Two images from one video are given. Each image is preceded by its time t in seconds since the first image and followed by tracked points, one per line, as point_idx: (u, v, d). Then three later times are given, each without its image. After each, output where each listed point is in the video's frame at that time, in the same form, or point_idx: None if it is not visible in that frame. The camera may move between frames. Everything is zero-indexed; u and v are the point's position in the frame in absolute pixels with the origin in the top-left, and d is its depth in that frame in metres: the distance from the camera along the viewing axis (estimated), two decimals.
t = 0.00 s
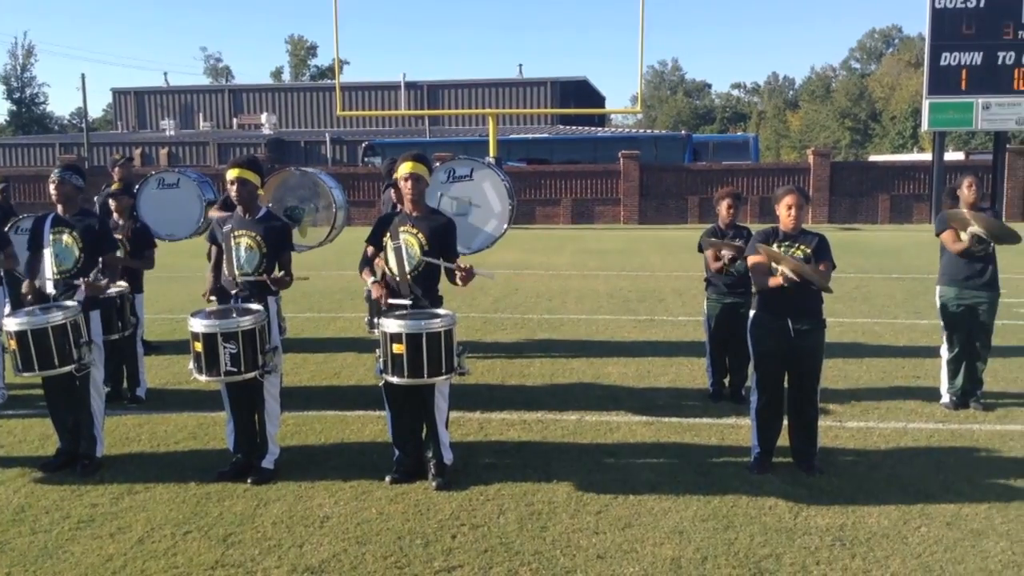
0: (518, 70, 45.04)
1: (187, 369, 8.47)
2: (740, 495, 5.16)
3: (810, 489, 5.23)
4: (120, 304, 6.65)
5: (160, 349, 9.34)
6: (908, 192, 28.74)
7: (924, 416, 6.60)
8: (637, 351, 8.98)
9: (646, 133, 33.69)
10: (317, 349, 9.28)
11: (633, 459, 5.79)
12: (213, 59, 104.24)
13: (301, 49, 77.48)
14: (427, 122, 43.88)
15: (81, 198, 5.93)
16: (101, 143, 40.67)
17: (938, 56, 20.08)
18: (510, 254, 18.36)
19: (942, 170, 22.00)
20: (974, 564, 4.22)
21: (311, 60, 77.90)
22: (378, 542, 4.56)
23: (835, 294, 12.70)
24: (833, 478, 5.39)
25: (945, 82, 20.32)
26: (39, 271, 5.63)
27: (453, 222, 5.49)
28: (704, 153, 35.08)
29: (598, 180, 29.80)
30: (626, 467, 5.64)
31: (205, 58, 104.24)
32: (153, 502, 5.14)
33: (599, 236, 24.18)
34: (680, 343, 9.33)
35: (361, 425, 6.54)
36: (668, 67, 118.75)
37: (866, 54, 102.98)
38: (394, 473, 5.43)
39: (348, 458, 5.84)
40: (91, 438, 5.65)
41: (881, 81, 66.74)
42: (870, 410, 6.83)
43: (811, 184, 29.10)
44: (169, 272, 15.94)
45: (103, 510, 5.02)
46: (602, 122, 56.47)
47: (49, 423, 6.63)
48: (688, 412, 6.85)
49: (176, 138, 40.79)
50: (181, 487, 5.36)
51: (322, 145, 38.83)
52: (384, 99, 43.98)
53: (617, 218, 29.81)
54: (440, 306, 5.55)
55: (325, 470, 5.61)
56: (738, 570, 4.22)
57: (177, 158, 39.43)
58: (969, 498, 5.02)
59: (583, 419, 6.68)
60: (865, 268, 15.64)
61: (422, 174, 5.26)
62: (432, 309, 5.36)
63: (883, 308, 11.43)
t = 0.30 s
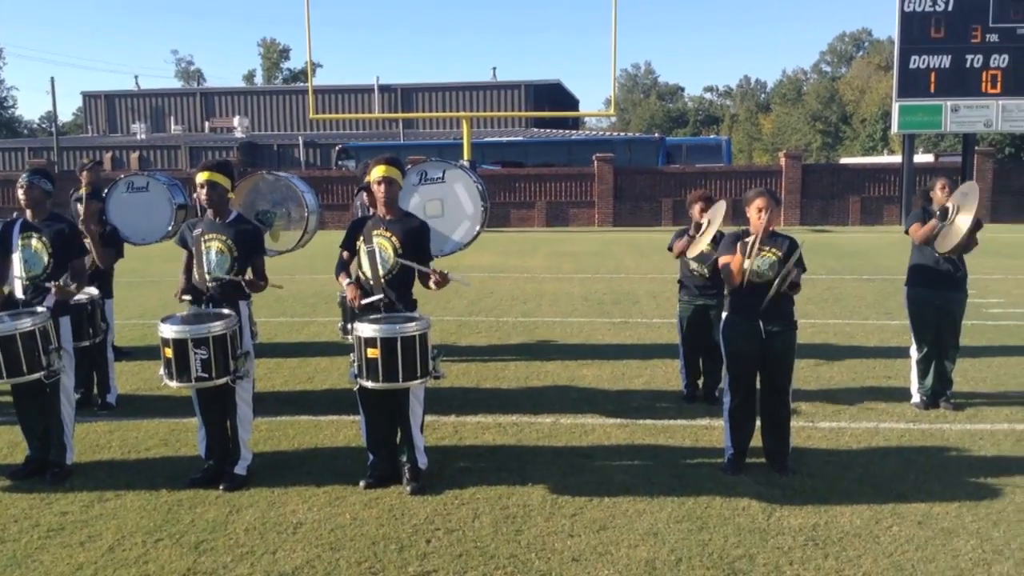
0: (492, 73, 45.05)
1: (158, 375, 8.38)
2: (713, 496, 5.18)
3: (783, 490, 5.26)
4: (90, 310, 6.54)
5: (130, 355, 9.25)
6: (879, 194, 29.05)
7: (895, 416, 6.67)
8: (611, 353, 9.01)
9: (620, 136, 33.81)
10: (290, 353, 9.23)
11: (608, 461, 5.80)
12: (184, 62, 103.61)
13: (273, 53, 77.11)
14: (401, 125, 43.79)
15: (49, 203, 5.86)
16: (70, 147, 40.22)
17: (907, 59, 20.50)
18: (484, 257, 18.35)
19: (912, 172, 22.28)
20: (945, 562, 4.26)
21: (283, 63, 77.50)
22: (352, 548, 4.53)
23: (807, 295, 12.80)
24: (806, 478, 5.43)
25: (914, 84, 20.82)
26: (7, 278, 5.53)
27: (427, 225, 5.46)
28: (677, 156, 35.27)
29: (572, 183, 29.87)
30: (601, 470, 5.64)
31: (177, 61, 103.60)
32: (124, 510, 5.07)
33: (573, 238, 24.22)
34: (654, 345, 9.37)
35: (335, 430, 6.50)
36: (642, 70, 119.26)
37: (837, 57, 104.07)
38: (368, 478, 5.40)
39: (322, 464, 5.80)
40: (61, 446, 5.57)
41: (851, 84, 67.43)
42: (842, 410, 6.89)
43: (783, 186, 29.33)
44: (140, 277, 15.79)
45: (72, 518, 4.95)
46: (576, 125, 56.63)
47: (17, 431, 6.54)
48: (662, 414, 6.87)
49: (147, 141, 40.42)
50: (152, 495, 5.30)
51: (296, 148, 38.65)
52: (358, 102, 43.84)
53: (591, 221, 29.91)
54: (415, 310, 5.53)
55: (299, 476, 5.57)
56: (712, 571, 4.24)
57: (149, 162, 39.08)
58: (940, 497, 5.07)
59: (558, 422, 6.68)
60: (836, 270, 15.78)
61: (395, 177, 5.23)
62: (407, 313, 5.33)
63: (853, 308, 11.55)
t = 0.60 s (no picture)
0: (470, 78, 45.05)
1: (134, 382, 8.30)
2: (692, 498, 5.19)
3: (761, 491, 5.29)
4: (65, 318, 6.45)
5: (106, 363, 9.16)
6: (854, 196, 29.31)
7: (871, 417, 6.72)
8: (590, 357, 9.02)
9: (598, 140, 33.91)
10: (268, 359, 9.18)
11: (587, 464, 5.81)
12: (160, 68, 102.98)
13: (249, 58, 76.78)
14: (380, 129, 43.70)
15: (22, 210, 5.81)
16: (44, 153, 39.85)
17: (882, 62, 20.63)
18: (462, 262, 18.34)
19: (887, 174, 22.47)
20: (922, 561, 4.30)
21: (260, 68, 77.17)
22: (331, 555, 4.51)
23: (784, 297, 12.88)
24: (783, 479, 5.45)
25: (889, 88, 20.96)
26: None
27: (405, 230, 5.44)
28: (655, 159, 35.41)
29: (551, 186, 29.92)
30: (580, 473, 5.65)
31: (153, 66, 102.94)
32: (99, 519, 5.02)
33: (551, 242, 24.24)
34: (632, 348, 9.39)
35: (313, 436, 6.47)
36: (619, 74, 119.64)
37: (812, 61, 104.92)
38: (346, 484, 5.37)
39: (300, 470, 5.77)
40: (35, 454, 5.51)
41: (827, 87, 68.03)
42: (819, 411, 6.94)
43: (760, 189, 29.50)
44: (115, 284, 15.65)
45: (47, 528, 4.89)
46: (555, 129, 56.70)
47: None
48: (641, 417, 6.89)
49: (123, 147, 40.09)
50: (127, 503, 5.25)
51: (273, 153, 38.48)
52: (336, 107, 43.72)
53: (570, 225, 29.97)
54: (393, 315, 5.52)
55: (277, 483, 5.54)
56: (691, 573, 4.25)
57: (124, 168, 38.76)
58: (917, 496, 5.11)
59: (537, 425, 6.69)
60: (812, 272, 15.89)
61: (372, 182, 5.23)
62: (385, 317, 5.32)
63: (829, 310, 11.63)
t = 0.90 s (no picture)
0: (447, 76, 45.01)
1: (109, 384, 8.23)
2: (670, 495, 5.22)
3: (738, 487, 5.32)
4: (40, 319, 6.35)
5: (81, 364, 9.08)
6: (829, 194, 29.54)
7: (847, 412, 6.78)
8: (568, 355, 9.04)
9: (575, 138, 33.96)
10: (245, 360, 9.13)
11: (565, 462, 5.81)
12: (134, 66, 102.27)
13: (224, 57, 76.31)
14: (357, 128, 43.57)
15: None
16: (17, 153, 39.38)
17: (856, 61, 20.73)
18: (440, 261, 18.32)
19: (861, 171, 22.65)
20: (897, 555, 4.34)
21: (234, 67, 76.66)
22: (308, 555, 4.49)
23: (760, 294, 12.95)
24: (760, 475, 5.49)
25: (863, 86, 21.04)
26: None
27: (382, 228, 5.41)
28: (632, 157, 35.53)
29: (528, 185, 29.94)
30: (559, 471, 5.65)
31: (126, 65, 102.27)
32: (74, 521, 4.97)
33: (529, 240, 24.28)
34: (610, 346, 9.42)
35: (291, 437, 6.44)
36: (597, 73, 119.87)
37: (787, 59, 105.55)
38: (324, 484, 5.35)
39: (277, 470, 5.74)
40: (9, 457, 5.47)
41: (802, 85, 68.39)
42: (796, 407, 6.99)
43: (736, 187, 29.65)
44: (88, 285, 15.49)
45: (20, 531, 4.84)
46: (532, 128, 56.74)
47: None
48: (618, 414, 6.91)
49: (97, 147, 39.70)
50: (102, 505, 5.20)
51: (250, 152, 38.25)
52: (313, 106, 43.52)
53: (548, 223, 30.01)
54: (371, 314, 5.49)
55: (253, 484, 5.51)
56: (669, 569, 4.26)
57: (98, 168, 38.39)
58: (891, 491, 5.16)
59: (516, 424, 6.69)
60: (788, 269, 15.99)
61: (347, 181, 5.21)
62: (361, 316, 5.30)
63: (804, 307, 11.73)
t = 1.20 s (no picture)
0: (427, 80, 45.00)
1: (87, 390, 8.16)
2: (650, 497, 5.23)
3: (718, 488, 5.34)
4: (15, 324, 6.21)
5: (58, 370, 8.99)
6: (808, 196, 29.75)
7: (827, 413, 6.82)
8: (549, 357, 9.05)
9: (556, 142, 34.03)
10: (224, 364, 9.07)
11: (546, 465, 5.82)
12: (112, 70, 101.67)
13: (203, 60, 75.92)
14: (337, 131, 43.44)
15: None
16: None
17: (833, 64, 20.93)
18: (421, 264, 18.29)
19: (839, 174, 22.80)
20: (876, 555, 4.37)
21: (213, 70, 76.28)
22: (289, 561, 4.47)
23: (739, 296, 13.02)
24: (740, 475, 5.53)
25: (841, 88, 21.27)
26: None
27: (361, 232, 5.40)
28: (613, 160, 35.63)
29: (509, 188, 29.97)
30: (541, 474, 5.66)
31: (104, 68, 101.67)
32: (52, 528, 4.92)
33: (510, 243, 24.28)
34: (592, 348, 9.43)
35: (271, 441, 6.42)
36: (577, 76, 120.08)
37: (765, 63, 106.24)
38: (304, 489, 5.33)
39: (258, 476, 5.71)
40: None
41: (780, 88, 68.85)
42: (775, 408, 7.03)
43: (715, 190, 29.80)
44: (65, 290, 15.35)
45: None
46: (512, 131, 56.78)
47: None
48: (600, 417, 6.92)
49: (74, 151, 39.35)
50: (80, 512, 5.16)
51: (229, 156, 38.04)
52: (292, 109, 43.36)
53: (529, 226, 30.04)
54: (351, 317, 5.47)
55: (233, 489, 5.48)
56: (650, 571, 4.28)
57: (75, 172, 38.05)
58: (870, 491, 5.20)
59: (497, 427, 6.69)
60: (767, 271, 16.09)
61: (327, 184, 5.19)
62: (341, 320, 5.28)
63: (784, 309, 11.79)
